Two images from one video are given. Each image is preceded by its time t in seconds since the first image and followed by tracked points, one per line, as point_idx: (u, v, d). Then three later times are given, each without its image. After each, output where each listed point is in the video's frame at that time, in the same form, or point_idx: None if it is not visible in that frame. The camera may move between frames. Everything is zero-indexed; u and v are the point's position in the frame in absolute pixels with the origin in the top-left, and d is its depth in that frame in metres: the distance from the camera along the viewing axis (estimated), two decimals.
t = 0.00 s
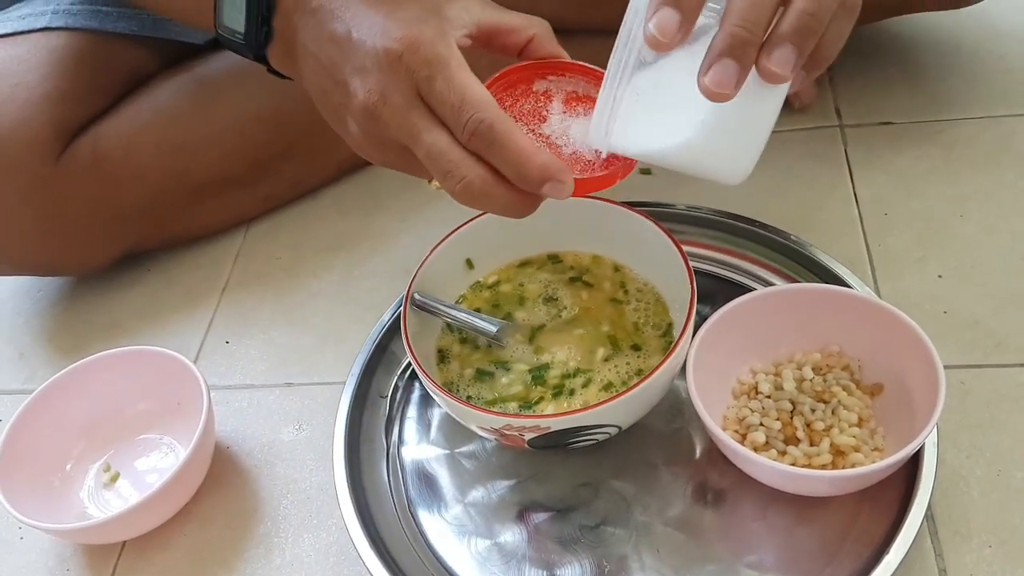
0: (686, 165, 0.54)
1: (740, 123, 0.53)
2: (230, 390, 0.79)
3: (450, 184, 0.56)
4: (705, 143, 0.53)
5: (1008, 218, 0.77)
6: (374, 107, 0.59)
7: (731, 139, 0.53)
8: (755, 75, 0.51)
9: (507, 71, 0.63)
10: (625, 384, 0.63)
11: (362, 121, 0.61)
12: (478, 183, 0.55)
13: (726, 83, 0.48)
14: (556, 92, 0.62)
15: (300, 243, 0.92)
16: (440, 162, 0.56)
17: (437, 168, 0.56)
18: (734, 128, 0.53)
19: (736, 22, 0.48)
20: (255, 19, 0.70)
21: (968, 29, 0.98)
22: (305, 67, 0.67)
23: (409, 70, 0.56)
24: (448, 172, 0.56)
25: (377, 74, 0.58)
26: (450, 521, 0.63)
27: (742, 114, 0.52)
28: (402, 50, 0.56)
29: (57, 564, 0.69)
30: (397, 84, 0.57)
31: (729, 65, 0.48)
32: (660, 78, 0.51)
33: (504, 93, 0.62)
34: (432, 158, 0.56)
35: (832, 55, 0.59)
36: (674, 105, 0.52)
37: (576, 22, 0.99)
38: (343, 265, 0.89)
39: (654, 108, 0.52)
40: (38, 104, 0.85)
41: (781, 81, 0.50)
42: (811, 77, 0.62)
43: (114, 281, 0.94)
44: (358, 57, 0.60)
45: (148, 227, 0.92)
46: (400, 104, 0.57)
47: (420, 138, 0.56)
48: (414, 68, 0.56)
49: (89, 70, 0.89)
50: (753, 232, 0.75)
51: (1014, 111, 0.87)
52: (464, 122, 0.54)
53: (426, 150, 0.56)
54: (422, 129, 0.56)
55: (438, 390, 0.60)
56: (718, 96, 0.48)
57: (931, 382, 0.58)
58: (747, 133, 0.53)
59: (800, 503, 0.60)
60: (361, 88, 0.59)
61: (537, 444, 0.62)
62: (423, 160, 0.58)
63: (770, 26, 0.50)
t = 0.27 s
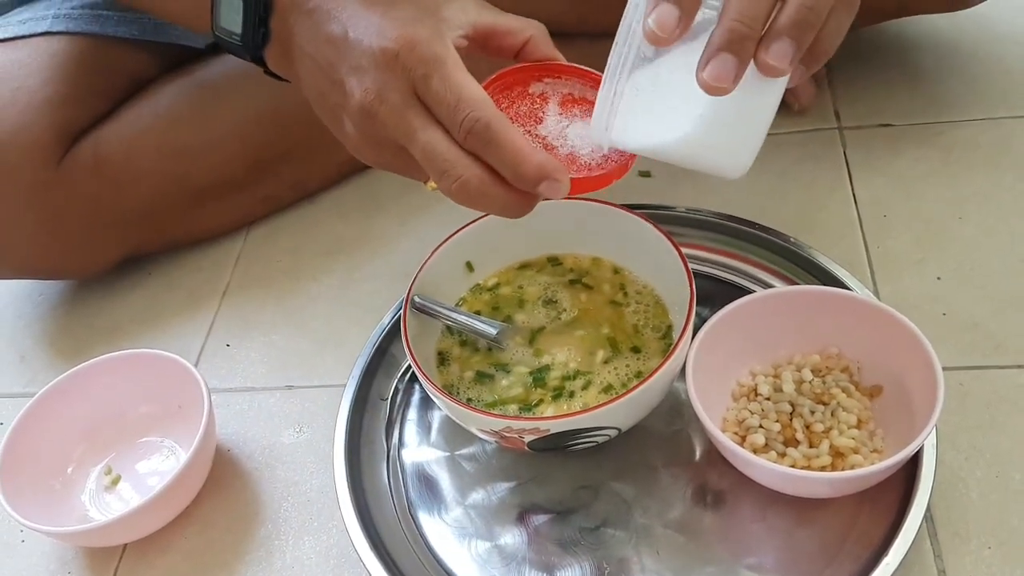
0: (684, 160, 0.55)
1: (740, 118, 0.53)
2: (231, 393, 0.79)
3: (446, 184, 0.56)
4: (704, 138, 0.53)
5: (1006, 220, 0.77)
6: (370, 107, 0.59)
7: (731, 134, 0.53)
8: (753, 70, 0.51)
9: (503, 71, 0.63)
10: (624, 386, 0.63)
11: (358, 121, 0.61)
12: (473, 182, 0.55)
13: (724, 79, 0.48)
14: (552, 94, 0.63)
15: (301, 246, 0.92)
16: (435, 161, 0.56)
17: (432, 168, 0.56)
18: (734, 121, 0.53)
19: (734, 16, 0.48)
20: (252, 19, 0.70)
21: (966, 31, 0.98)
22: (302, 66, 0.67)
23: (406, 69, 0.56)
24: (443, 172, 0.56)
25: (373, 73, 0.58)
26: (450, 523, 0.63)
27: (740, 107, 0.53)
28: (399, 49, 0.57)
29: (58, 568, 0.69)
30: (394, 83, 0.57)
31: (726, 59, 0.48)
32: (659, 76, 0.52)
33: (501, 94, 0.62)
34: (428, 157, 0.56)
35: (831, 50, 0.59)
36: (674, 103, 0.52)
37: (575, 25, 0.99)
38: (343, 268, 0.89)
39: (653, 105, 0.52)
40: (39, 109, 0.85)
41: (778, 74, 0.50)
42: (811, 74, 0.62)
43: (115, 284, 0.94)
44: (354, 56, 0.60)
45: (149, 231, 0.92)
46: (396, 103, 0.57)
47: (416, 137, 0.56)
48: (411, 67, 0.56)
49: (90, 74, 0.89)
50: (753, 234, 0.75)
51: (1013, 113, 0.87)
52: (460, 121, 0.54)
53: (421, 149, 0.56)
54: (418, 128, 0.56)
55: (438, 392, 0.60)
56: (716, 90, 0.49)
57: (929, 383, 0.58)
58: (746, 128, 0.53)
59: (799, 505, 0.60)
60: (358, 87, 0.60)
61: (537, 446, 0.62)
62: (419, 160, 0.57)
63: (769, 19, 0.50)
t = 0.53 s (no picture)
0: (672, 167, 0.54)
1: (728, 126, 0.53)
2: (233, 396, 0.79)
3: (449, 189, 0.56)
4: (692, 143, 0.53)
5: (1006, 221, 0.77)
6: (373, 113, 0.59)
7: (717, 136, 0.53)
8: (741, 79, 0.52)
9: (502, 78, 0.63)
10: (625, 388, 0.63)
11: (362, 127, 0.62)
12: (477, 188, 0.55)
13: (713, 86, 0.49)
14: (552, 99, 0.62)
15: (302, 249, 0.93)
16: (439, 167, 0.56)
17: (437, 173, 0.57)
18: (723, 130, 0.53)
19: (721, 26, 0.49)
20: (255, 28, 0.70)
21: (965, 33, 0.98)
22: (305, 72, 0.68)
23: (409, 76, 0.56)
24: (447, 177, 0.56)
25: (377, 80, 0.59)
26: (452, 526, 0.63)
27: (728, 115, 0.53)
28: (402, 56, 0.57)
29: (60, 571, 0.70)
30: (397, 89, 0.57)
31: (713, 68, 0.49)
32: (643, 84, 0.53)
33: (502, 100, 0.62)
34: (432, 163, 0.56)
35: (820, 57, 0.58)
36: (664, 111, 0.53)
37: (575, 28, 0.99)
38: (344, 271, 0.89)
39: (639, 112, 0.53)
40: (40, 113, 0.86)
41: (766, 83, 0.50)
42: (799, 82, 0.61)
43: (117, 288, 0.94)
44: (358, 64, 0.60)
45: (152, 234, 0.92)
46: (400, 110, 0.57)
47: (420, 143, 0.57)
48: (414, 74, 0.56)
49: (91, 78, 0.89)
50: (753, 237, 0.75)
51: (1012, 115, 0.87)
52: (463, 127, 0.54)
53: (425, 155, 0.57)
54: (422, 134, 0.57)
55: (439, 395, 0.61)
56: (705, 99, 0.49)
57: (929, 385, 0.58)
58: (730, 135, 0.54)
59: (800, 507, 0.60)
60: (362, 94, 0.60)
61: (539, 448, 0.62)
62: (423, 165, 0.58)
63: (756, 28, 0.50)
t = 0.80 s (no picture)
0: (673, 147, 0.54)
1: (732, 103, 0.52)
2: (233, 399, 0.79)
3: (447, 194, 0.56)
4: (693, 122, 0.52)
5: (1005, 223, 0.77)
6: (370, 119, 0.59)
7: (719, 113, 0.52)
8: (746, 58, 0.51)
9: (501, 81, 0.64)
10: (625, 391, 0.63)
11: (359, 133, 0.62)
12: (474, 192, 0.55)
13: (715, 62, 0.49)
14: (552, 100, 0.63)
15: (303, 252, 0.93)
16: (436, 172, 0.56)
17: (433, 178, 0.57)
18: (727, 106, 0.52)
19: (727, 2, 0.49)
20: (253, 34, 0.71)
21: (964, 35, 0.98)
22: (303, 79, 0.68)
23: (405, 82, 0.57)
24: (444, 182, 0.56)
25: (374, 86, 0.59)
26: (452, 529, 0.63)
27: (732, 91, 0.52)
28: (399, 63, 0.57)
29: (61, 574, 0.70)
30: (394, 96, 0.58)
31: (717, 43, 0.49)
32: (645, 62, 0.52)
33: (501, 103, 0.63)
34: (429, 168, 0.57)
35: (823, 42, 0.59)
36: (664, 87, 0.52)
37: (575, 32, 0.99)
38: (344, 275, 0.89)
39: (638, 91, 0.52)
40: (41, 117, 0.86)
41: (771, 61, 0.50)
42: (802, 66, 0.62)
43: (118, 291, 0.94)
44: (354, 71, 0.61)
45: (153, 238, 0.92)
46: (397, 116, 0.58)
47: (416, 148, 0.57)
48: (410, 80, 0.56)
49: (92, 83, 0.90)
50: (753, 239, 0.75)
51: (1011, 118, 0.87)
52: (459, 132, 0.54)
53: (422, 160, 0.57)
54: (419, 140, 0.57)
55: (439, 398, 0.61)
56: (707, 74, 0.49)
57: (929, 387, 0.58)
58: (735, 112, 0.53)
59: (800, 510, 0.60)
60: (358, 101, 0.60)
61: (538, 451, 0.62)
62: (420, 171, 0.58)
63: (762, 6, 0.50)
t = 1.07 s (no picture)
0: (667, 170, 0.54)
1: (728, 131, 0.53)
2: (233, 405, 0.79)
3: (443, 202, 0.57)
4: (690, 149, 0.53)
5: (1002, 227, 0.77)
6: (367, 127, 0.60)
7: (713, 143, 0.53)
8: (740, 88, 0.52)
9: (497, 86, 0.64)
10: (622, 396, 0.64)
11: (356, 141, 0.62)
12: (470, 201, 0.56)
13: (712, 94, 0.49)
14: (547, 108, 0.63)
15: (302, 258, 0.93)
16: (432, 181, 0.57)
17: (430, 187, 0.57)
18: (723, 133, 0.53)
19: (720, 33, 0.49)
20: (253, 42, 0.71)
21: (962, 39, 0.98)
22: (301, 85, 0.68)
23: (401, 91, 0.57)
24: (441, 190, 0.56)
25: (372, 94, 0.59)
26: (451, 534, 0.63)
27: (728, 119, 0.52)
28: (396, 71, 0.57)
29: None
30: (391, 104, 0.58)
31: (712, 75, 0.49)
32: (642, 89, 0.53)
33: (497, 111, 0.62)
34: (425, 177, 0.57)
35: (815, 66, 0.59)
36: (660, 118, 0.53)
37: (572, 37, 0.99)
38: (343, 280, 0.89)
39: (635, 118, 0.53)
40: (40, 125, 0.86)
41: (764, 90, 0.50)
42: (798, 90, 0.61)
43: (118, 297, 0.95)
44: (352, 78, 0.61)
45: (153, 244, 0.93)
46: (394, 125, 0.58)
47: (413, 157, 0.57)
48: (406, 88, 0.56)
49: (91, 90, 0.90)
50: (750, 244, 0.75)
51: (1008, 121, 0.87)
52: (455, 141, 0.54)
53: (419, 169, 0.57)
54: (415, 148, 0.57)
55: (437, 403, 0.61)
56: (704, 104, 0.49)
57: (926, 391, 0.58)
58: (729, 140, 0.53)
59: (797, 514, 0.60)
60: (356, 109, 0.60)
61: (537, 457, 0.62)
62: (417, 178, 0.58)
63: (754, 37, 0.51)
